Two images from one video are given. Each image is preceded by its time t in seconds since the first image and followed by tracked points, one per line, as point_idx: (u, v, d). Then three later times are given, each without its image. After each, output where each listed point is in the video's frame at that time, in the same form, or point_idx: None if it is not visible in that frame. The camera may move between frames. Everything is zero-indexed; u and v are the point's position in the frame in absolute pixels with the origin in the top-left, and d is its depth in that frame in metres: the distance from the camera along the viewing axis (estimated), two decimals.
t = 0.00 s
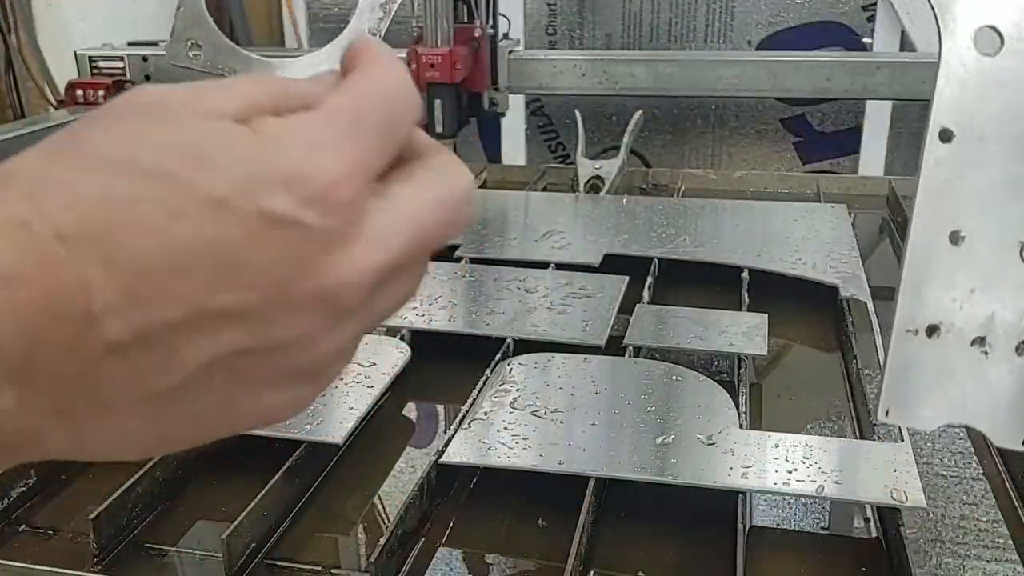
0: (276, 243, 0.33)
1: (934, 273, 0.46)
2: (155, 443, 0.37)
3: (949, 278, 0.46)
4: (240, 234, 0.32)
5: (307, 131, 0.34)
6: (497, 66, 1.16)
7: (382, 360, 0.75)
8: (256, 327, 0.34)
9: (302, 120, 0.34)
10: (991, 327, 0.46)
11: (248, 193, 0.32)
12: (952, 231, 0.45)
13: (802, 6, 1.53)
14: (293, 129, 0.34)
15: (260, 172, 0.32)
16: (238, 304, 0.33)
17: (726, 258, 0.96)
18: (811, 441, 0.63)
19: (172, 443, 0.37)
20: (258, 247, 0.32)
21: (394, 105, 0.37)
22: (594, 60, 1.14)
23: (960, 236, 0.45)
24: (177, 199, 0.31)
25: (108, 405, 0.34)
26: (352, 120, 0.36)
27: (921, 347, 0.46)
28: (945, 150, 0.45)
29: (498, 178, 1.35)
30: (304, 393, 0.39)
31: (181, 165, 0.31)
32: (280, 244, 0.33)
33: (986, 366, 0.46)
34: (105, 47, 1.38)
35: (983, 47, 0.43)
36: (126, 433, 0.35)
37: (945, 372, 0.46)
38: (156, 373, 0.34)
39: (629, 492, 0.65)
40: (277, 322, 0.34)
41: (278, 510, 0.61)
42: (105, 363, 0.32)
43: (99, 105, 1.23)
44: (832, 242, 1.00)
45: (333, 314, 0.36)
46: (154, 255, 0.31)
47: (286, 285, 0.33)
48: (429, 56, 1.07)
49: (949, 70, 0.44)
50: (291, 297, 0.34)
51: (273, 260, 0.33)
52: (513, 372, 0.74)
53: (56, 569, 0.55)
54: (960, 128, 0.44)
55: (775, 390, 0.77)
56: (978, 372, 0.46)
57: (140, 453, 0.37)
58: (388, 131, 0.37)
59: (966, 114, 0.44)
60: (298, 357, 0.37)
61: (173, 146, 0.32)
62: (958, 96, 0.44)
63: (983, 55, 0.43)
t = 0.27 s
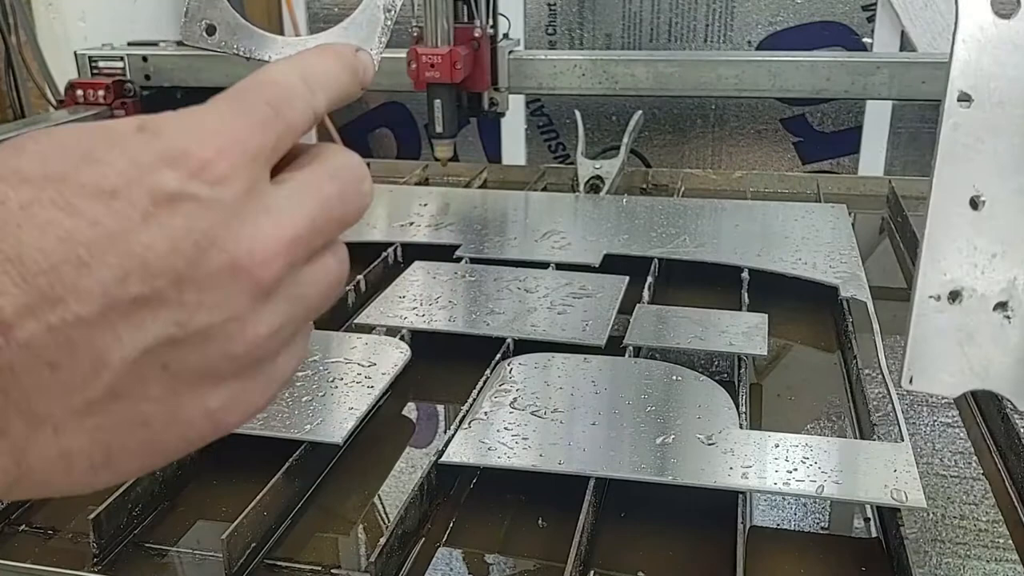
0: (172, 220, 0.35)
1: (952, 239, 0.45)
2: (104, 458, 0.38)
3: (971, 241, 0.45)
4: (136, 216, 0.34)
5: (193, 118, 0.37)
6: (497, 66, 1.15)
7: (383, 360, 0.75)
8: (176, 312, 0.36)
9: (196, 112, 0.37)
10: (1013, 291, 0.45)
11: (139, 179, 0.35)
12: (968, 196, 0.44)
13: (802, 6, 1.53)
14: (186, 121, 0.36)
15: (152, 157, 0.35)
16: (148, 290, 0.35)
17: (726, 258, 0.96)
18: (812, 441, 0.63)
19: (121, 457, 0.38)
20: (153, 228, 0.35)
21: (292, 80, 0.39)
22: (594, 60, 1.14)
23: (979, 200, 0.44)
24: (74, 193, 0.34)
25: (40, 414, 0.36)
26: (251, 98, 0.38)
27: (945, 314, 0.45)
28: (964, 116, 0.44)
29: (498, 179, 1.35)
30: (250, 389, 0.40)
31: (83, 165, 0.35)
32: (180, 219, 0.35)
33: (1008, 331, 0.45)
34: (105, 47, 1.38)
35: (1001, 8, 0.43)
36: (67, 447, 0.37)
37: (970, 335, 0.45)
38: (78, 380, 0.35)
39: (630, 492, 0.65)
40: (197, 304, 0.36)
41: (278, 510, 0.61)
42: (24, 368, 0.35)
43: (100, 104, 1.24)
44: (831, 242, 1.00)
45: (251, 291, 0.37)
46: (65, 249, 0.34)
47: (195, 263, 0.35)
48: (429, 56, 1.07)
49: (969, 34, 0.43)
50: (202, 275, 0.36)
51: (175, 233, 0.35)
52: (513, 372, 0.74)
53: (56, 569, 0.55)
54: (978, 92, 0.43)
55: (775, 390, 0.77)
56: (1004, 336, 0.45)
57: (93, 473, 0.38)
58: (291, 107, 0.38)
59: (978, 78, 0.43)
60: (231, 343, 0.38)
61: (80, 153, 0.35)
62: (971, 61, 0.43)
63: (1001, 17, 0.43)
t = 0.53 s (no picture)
0: (241, 78, 0.33)
1: (958, 248, 0.42)
2: (153, 321, 0.35)
3: (982, 248, 0.42)
4: (202, 69, 0.32)
5: None
6: (497, 66, 1.15)
7: (383, 360, 0.75)
8: (239, 170, 0.35)
9: None
10: None
11: (209, 32, 0.33)
12: (978, 201, 0.41)
13: (802, 6, 1.53)
14: None
15: (214, 14, 0.33)
16: (214, 144, 0.33)
17: (726, 258, 0.96)
18: (812, 441, 0.63)
19: (168, 320, 0.36)
20: (223, 79, 0.33)
21: None
22: (594, 60, 1.14)
23: (990, 205, 0.41)
24: (143, 41, 0.32)
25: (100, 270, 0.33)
26: None
27: (953, 324, 0.43)
28: (974, 118, 0.41)
29: (498, 179, 1.35)
30: (298, 258, 0.39)
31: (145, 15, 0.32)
32: (246, 77, 0.33)
33: None
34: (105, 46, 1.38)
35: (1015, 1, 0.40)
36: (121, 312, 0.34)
37: (978, 346, 0.43)
38: (142, 229, 0.33)
39: (630, 491, 0.65)
40: (259, 162, 0.35)
41: (278, 510, 0.61)
42: (91, 221, 0.32)
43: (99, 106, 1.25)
44: (831, 242, 1.00)
45: (309, 158, 0.36)
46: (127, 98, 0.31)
47: (261, 122, 0.34)
48: (429, 56, 1.07)
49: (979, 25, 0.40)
50: (266, 132, 0.34)
51: (239, 89, 0.33)
52: (513, 372, 0.74)
53: (56, 569, 0.55)
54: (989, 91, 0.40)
55: (775, 390, 0.77)
56: (1017, 347, 0.42)
57: (140, 335, 0.36)
58: None
59: (991, 76, 0.40)
60: (282, 207, 0.37)
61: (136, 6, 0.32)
62: (981, 61, 0.40)
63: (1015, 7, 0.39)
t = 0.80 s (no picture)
0: (188, 212, 0.31)
1: (962, 239, 0.42)
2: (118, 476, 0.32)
3: (986, 237, 0.42)
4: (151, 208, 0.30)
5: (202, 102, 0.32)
6: (497, 66, 1.15)
7: (383, 360, 0.75)
8: (194, 308, 0.31)
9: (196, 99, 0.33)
10: None
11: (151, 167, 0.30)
12: (981, 191, 0.41)
13: (802, 6, 1.53)
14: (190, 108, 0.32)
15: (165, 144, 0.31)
16: (167, 285, 0.30)
17: (726, 258, 0.96)
18: (812, 441, 0.63)
19: (137, 471, 0.32)
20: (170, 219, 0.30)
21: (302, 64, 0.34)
22: (594, 60, 1.14)
23: (993, 194, 0.41)
24: (85, 185, 0.29)
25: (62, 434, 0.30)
26: (262, 89, 0.33)
27: (960, 315, 0.43)
28: (977, 107, 0.41)
29: (498, 179, 1.35)
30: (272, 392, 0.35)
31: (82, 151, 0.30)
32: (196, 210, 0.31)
33: None
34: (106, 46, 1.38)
35: None
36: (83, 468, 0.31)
37: (985, 336, 0.42)
38: (96, 384, 0.30)
39: (630, 491, 0.65)
40: (217, 299, 0.32)
41: (278, 509, 0.61)
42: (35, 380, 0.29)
43: (99, 105, 1.25)
44: (831, 242, 1.00)
45: (271, 286, 0.33)
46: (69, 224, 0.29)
47: (215, 255, 0.31)
48: (429, 56, 1.07)
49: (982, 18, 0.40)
50: (221, 266, 0.31)
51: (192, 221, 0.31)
52: (513, 372, 0.74)
53: (55, 569, 0.55)
54: (991, 81, 0.40)
55: (775, 390, 0.77)
56: None
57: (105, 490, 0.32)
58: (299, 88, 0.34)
59: (994, 66, 0.40)
60: (252, 347, 0.33)
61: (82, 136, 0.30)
62: (984, 52, 0.40)
63: None
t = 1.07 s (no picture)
0: (188, 239, 0.33)
1: (954, 244, 0.42)
2: (118, 494, 0.35)
3: (978, 243, 0.42)
4: (150, 234, 0.32)
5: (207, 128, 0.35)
6: (497, 66, 1.15)
7: (383, 360, 0.75)
8: (196, 333, 0.34)
9: (199, 122, 0.35)
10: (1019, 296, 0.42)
11: (153, 191, 0.33)
12: (973, 196, 0.42)
13: (802, 6, 1.53)
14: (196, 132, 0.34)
15: (162, 172, 0.33)
16: (170, 311, 0.33)
17: (726, 258, 0.96)
18: (812, 441, 0.63)
19: (136, 489, 0.36)
20: (170, 245, 0.33)
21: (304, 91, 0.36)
22: (594, 60, 1.14)
23: (985, 201, 0.42)
24: (84, 212, 0.32)
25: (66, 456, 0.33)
26: (259, 119, 0.35)
27: (951, 320, 0.42)
28: (968, 112, 0.41)
29: (498, 179, 1.35)
30: (268, 411, 0.38)
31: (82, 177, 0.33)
32: (197, 235, 0.33)
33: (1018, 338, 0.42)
34: (106, 46, 1.38)
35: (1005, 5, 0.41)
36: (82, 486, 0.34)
37: (974, 342, 0.42)
38: (97, 409, 0.33)
39: (630, 491, 0.65)
40: (218, 323, 0.34)
41: (278, 509, 0.61)
42: (39, 405, 0.32)
43: (98, 105, 1.25)
44: (831, 242, 1.00)
45: (270, 308, 0.36)
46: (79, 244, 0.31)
47: (217, 281, 0.34)
48: (429, 56, 1.07)
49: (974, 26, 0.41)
50: (222, 291, 0.34)
51: (197, 248, 0.33)
52: (513, 372, 0.74)
53: (55, 569, 0.55)
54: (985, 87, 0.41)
55: (775, 390, 0.77)
56: (1014, 344, 0.42)
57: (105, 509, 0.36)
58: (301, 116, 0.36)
59: (986, 72, 0.40)
60: (247, 364, 0.36)
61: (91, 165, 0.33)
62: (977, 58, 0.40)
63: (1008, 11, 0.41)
